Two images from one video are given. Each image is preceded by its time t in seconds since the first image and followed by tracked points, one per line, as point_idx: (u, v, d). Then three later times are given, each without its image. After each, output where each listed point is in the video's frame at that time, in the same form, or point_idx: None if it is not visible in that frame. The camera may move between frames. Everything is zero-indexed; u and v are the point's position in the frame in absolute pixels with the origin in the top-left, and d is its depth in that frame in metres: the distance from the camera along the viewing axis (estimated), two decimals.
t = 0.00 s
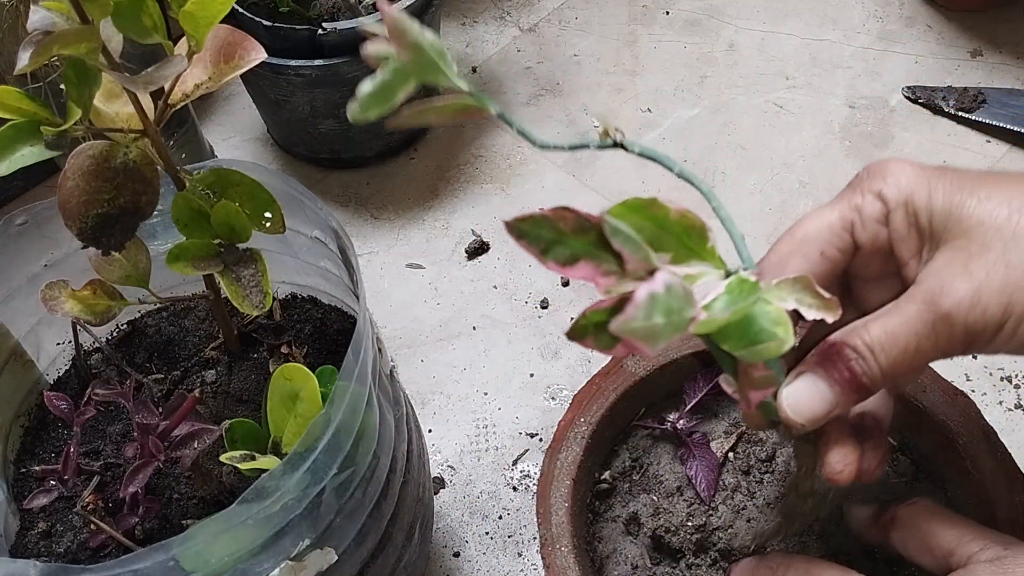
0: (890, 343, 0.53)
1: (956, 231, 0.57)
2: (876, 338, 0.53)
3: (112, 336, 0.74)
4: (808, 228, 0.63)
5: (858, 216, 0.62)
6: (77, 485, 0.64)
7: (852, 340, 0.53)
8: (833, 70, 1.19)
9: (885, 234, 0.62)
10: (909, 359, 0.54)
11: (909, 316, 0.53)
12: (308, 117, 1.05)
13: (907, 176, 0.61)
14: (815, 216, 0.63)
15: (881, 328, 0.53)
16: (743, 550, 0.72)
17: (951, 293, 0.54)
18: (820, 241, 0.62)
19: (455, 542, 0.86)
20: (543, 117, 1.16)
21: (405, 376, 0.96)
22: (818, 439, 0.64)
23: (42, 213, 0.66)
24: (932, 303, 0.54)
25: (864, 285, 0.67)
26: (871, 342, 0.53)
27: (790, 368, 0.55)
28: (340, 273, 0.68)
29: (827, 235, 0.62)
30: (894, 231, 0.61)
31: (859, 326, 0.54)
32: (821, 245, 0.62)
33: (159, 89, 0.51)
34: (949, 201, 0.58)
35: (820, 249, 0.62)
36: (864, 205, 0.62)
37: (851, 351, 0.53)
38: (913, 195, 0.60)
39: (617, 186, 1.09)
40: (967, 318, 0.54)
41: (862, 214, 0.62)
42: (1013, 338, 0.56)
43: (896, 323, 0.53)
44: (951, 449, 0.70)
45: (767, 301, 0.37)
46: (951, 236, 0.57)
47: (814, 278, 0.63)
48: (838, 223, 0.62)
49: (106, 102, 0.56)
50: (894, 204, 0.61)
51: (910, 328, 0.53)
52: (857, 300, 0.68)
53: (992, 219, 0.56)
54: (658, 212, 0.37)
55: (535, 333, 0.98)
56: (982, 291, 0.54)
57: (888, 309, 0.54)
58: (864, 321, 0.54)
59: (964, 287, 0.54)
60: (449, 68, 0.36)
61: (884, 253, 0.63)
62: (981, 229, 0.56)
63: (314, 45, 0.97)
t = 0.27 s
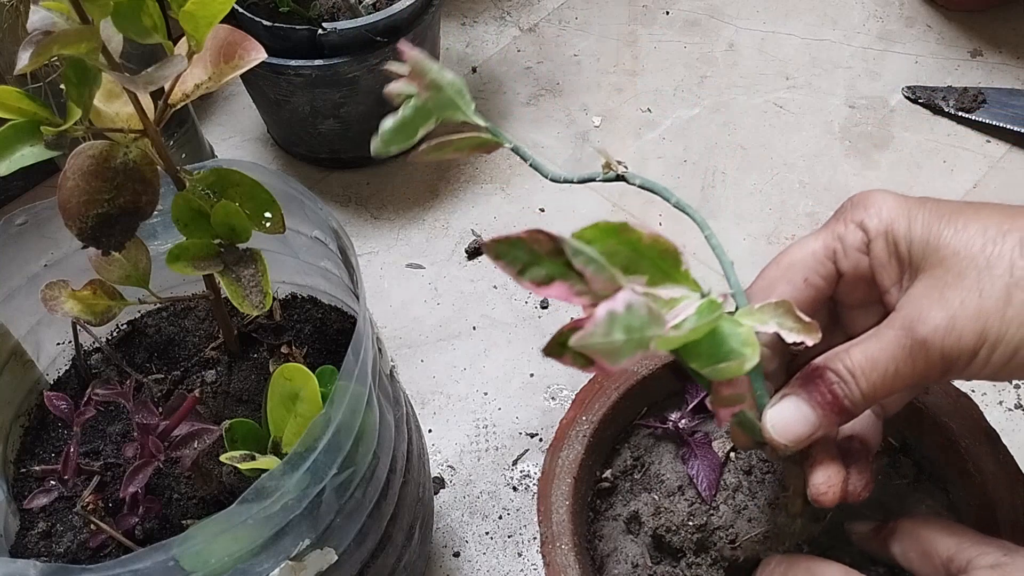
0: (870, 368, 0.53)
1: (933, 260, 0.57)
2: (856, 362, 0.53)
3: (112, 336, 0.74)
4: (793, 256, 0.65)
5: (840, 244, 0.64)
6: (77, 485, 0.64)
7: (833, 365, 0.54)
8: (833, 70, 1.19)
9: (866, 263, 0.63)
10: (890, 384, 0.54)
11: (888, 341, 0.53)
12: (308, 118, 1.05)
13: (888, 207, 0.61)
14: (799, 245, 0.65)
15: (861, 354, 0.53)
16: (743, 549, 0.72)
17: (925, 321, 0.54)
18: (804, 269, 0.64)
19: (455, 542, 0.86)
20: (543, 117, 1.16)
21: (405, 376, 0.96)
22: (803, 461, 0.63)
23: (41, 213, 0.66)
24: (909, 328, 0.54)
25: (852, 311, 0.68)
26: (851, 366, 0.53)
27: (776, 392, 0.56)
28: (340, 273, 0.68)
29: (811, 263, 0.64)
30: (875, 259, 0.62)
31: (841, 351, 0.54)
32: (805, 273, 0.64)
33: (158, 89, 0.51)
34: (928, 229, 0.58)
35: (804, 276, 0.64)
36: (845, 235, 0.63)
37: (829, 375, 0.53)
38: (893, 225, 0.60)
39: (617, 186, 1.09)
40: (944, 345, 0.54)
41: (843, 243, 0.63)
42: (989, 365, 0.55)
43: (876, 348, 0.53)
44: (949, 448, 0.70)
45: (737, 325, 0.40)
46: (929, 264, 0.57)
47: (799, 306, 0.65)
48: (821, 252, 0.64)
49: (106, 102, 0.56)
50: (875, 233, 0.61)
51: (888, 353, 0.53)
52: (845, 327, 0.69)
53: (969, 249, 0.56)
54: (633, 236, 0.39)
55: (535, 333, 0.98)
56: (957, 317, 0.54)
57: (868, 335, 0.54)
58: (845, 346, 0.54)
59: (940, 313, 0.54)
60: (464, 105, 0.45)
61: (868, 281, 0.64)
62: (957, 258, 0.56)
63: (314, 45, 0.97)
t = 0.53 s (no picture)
0: (827, 395, 0.52)
1: (891, 283, 0.56)
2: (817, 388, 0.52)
3: (112, 336, 0.74)
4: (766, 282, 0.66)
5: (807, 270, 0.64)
6: (77, 485, 0.64)
7: (794, 393, 0.53)
8: (833, 70, 1.19)
9: (832, 288, 0.63)
10: (850, 411, 0.53)
11: (845, 366, 0.52)
12: (308, 118, 1.05)
13: (854, 231, 0.60)
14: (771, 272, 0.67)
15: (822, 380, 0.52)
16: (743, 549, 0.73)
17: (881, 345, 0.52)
18: (776, 295, 0.66)
19: (455, 542, 0.86)
20: (543, 117, 1.16)
21: (405, 376, 0.96)
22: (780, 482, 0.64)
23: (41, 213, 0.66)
24: (863, 353, 0.52)
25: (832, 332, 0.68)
26: (809, 392, 0.53)
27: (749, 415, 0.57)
28: (340, 273, 0.68)
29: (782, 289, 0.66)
30: (840, 283, 0.61)
31: (801, 378, 0.54)
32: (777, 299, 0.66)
33: (159, 89, 0.51)
34: (887, 253, 0.57)
35: (773, 301, 0.66)
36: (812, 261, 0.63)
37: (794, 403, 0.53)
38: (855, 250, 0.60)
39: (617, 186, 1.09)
40: (899, 368, 0.52)
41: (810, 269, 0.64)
42: (946, 389, 0.53)
43: (834, 373, 0.52)
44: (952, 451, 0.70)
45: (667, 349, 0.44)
46: (887, 288, 0.56)
47: (770, 332, 0.66)
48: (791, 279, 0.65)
49: (106, 102, 0.56)
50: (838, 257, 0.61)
51: (845, 379, 0.52)
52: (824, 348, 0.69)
53: (924, 271, 0.54)
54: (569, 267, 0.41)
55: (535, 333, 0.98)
56: (912, 339, 0.52)
57: (828, 361, 0.54)
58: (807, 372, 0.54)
59: (895, 337, 0.52)
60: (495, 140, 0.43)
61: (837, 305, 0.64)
62: (911, 281, 0.54)
63: (314, 45, 0.97)
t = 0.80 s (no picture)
0: (815, 400, 0.54)
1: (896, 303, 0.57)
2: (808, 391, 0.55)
3: (112, 336, 0.74)
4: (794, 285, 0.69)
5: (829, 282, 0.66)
6: (77, 485, 0.64)
7: (786, 393, 0.56)
8: (833, 70, 1.19)
9: (848, 300, 0.64)
10: (835, 419, 0.55)
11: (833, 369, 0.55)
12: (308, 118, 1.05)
13: (878, 246, 0.62)
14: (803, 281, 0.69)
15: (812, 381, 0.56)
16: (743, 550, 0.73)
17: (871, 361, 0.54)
18: (799, 301, 0.68)
19: (455, 542, 0.86)
20: (543, 117, 1.16)
21: (405, 376, 0.96)
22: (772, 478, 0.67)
23: (41, 213, 0.66)
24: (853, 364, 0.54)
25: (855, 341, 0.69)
26: (799, 395, 0.55)
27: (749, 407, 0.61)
28: (340, 273, 0.68)
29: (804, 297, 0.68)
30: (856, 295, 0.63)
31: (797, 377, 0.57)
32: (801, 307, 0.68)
33: (159, 89, 0.51)
34: (901, 272, 0.58)
35: (795, 304, 0.68)
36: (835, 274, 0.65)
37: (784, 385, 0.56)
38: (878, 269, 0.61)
39: (618, 186, 1.09)
40: (879, 381, 0.53)
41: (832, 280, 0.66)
42: (921, 414, 0.54)
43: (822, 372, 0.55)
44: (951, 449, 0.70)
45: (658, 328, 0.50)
46: (892, 307, 0.57)
47: (789, 333, 0.68)
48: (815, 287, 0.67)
49: (106, 102, 0.56)
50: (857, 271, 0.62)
51: (833, 385, 0.54)
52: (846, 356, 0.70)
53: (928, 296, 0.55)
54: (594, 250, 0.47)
55: (535, 333, 0.98)
56: (897, 359, 0.53)
57: (825, 369, 0.56)
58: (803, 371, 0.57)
59: (882, 354, 0.54)
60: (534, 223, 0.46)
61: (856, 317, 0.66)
62: (913, 303, 0.55)
63: (314, 45, 0.97)
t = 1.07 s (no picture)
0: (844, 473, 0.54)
1: (914, 373, 0.58)
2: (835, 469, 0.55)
3: (112, 336, 0.74)
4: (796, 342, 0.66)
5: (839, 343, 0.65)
6: (77, 485, 0.64)
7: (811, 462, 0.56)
8: (833, 70, 1.19)
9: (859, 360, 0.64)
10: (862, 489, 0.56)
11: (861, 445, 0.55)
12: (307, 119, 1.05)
13: (889, 304, 0.62)
14: (804, 335, 0.66)
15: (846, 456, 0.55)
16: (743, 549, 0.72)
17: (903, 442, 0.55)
18: (804, 361, 0.66)
19: (455, 542, 0.86)
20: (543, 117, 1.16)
21: (405, 376, 0.96)
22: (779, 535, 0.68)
23: (42, 213, 0.66)
24: (883, 445, 0.55)
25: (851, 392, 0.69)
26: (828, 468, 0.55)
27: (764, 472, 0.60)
28: (340, 273, 0.68)
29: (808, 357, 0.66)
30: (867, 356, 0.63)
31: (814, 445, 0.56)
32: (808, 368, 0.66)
33: (159, 89, 0.51)
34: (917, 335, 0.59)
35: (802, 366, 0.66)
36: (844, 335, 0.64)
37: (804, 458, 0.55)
38: (888, 329, 0.61)
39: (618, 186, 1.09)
40: (912, 462, 0.55)
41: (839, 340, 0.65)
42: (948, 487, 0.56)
43: (849, 446, 0.55)
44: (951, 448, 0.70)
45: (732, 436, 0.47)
46: (911, 375, 0.58)
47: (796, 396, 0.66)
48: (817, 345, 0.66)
49: (106, 102, 0.56)
50: (871, 336, 0.62)
51: (862, 460, 0.55)
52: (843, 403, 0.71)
53: (950, 370, 0.56)
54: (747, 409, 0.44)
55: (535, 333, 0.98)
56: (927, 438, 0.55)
57: (851, 440, 0.56)
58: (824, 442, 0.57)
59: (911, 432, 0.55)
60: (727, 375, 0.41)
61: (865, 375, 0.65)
62: (937, 377, 0.56)
63: (314, 45, 0.97)
